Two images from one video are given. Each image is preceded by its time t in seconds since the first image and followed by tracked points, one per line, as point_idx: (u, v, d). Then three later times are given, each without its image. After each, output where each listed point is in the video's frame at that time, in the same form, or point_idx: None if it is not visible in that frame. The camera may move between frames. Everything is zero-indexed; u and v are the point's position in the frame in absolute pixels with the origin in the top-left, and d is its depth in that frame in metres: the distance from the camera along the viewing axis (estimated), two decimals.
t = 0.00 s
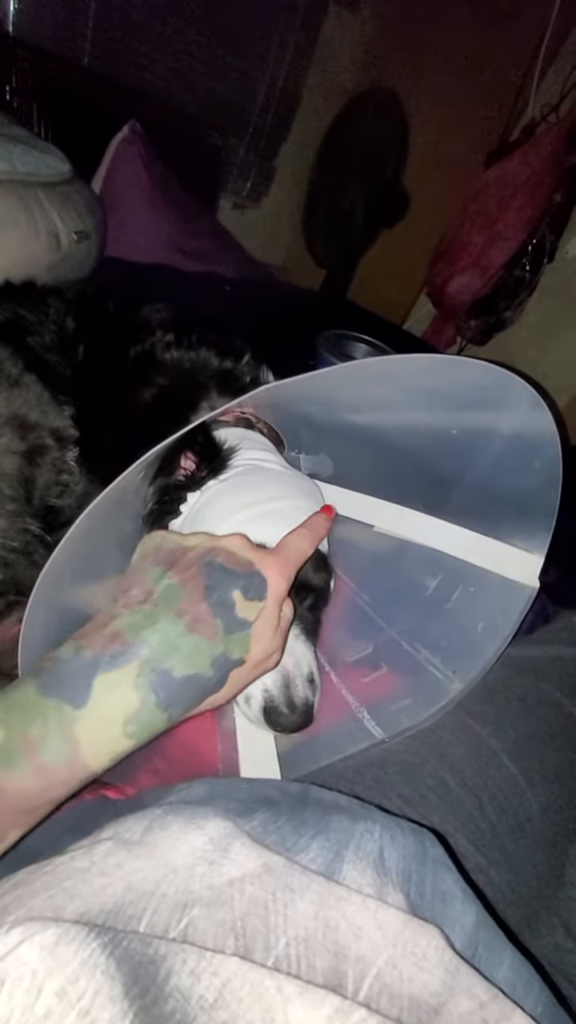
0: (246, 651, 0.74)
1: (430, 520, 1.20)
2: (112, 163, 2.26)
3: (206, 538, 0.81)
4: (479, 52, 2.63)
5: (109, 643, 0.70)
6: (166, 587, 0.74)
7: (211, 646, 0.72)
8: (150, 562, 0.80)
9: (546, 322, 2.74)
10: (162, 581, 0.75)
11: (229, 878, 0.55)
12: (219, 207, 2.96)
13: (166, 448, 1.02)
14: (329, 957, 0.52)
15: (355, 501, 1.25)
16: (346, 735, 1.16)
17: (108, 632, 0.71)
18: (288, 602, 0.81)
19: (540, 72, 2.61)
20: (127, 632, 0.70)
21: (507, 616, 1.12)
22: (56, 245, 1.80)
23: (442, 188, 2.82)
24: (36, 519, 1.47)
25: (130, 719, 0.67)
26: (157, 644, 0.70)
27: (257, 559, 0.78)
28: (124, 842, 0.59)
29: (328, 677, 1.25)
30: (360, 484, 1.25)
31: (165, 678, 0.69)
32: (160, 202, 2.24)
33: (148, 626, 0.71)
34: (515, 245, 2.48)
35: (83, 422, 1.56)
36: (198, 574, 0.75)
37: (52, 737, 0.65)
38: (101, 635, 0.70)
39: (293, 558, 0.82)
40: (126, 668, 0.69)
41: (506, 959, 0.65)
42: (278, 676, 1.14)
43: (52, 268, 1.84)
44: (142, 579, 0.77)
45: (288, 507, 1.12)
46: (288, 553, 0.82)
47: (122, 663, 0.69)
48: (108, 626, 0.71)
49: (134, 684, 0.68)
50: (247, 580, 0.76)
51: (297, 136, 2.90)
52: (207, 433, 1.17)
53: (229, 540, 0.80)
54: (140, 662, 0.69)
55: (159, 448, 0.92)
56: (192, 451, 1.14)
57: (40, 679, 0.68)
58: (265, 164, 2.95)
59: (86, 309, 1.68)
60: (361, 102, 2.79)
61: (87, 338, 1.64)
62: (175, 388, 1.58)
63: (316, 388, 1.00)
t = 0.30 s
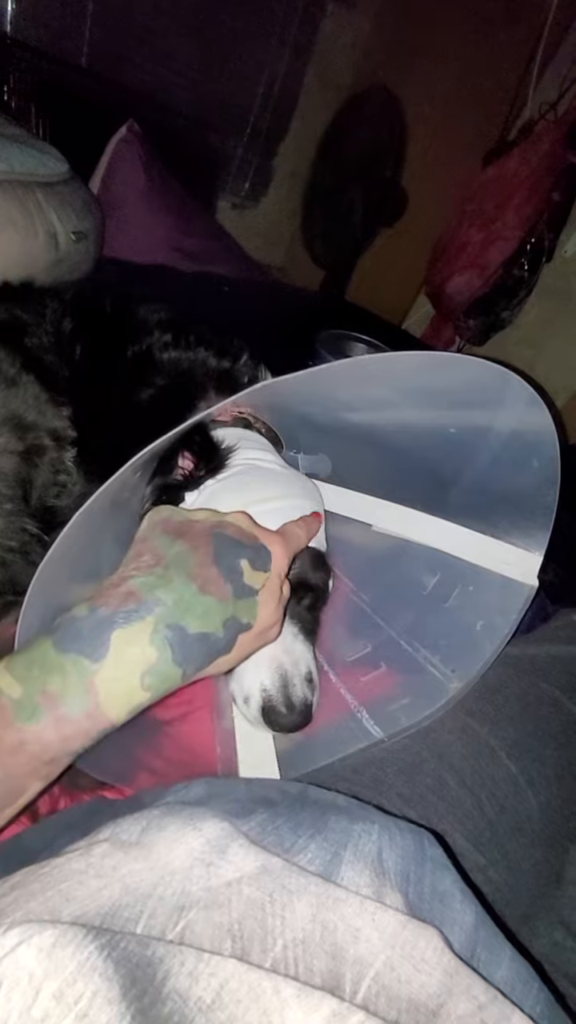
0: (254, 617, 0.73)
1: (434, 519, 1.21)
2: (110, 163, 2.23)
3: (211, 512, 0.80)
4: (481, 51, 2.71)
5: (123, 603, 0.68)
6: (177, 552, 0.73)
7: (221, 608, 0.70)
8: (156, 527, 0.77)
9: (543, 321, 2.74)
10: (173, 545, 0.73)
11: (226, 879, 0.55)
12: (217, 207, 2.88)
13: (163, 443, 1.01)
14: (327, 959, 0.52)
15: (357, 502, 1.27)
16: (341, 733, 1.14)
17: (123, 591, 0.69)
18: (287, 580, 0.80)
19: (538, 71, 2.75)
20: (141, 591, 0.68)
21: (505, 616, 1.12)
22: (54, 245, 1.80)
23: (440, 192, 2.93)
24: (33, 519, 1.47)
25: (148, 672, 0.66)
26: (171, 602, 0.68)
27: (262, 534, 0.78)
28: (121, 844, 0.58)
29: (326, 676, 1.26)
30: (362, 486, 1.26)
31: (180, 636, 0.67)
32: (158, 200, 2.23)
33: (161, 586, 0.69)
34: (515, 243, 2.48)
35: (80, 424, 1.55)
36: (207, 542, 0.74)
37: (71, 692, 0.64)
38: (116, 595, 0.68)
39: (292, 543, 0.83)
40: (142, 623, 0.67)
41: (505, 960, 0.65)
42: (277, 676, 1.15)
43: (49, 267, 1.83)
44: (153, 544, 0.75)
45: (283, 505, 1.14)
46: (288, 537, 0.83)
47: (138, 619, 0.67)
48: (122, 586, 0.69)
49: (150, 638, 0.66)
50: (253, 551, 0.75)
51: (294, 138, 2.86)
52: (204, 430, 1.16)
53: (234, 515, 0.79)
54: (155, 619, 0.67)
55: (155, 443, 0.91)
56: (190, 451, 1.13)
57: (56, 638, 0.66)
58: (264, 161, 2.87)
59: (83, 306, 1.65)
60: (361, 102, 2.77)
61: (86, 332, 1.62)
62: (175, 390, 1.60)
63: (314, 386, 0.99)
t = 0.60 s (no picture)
0: (251, 616, 0.73)
1: (433, 518, 1.20)
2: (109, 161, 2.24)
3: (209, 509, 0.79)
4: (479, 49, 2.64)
5: (120, 601, 0.67)
6: (175, 548, 0.72)
7: (220, 607, 0.70)
8: (155, 524, 0.76)
9: (543, 320, 2.73)
10: (172, 543, 0.73)
11: (226, 882, 0.54)
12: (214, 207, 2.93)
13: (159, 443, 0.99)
14: (328, 964, 0.51)
15: (358, 501, 1.26)
16: (341, 733, 1.14)
17: (120, 588, 0.68)
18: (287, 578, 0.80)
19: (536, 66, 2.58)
20: (139, 588, 0.67)
21: (506, 613, 1.11)
22: (51, 244, 1.79)
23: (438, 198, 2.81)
24: (32, 518, 1.47)
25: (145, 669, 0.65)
26: (170, 600, 0.67)
27: (261, 531, 0.78)
28: (120, 847, 0.58)
29: (327, 675, 1.24)
30: (363, 485, 1.25)
31: (178, 634, 0.67)
32: (156, 199, 2.23)
33: (160, 583, 0.68)
34: (514, 241, 2.47)
35: (78, 423, 1.54)
36: (207, 538, 0.73)
37: (68, 689, 0.62)
38: (113, 593, 0.68)
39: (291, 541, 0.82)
40: (140, 620, 0.66)
41: (508, 963, 0.64)
42: (277, 676, 1.13)
43: (48, 266, 1.82)
44: (152, 539, 0.74)
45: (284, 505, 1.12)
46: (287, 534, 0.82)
47: (136, 616, 0.66)
48: (119, 584, 0.68)
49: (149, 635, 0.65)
50: (253, 549, 0.75)
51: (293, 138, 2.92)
52: (203, 429, 1.13)
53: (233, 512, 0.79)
54: (152, 617, 0.66)
55: (150, 444, 0.90)
56: (189, 449, 1.11)
57: (53, 635, 0.65)
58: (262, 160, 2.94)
59: (80, 305, 1.65)
60: (356, 102, 2.81)
61: (83, 332, 1.62)
62: (172, 386, 1.60)
63: (313, 382, 0.99)
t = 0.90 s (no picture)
0: (180, 732, 0.67)
1: (425, 518, 1.20)
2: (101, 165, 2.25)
3: (169, 577, 0.73)
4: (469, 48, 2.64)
5: None
6: (95, 631, 0.68)
7: (131, 724, 0.65)
8: (98, 587, 0.74)
9: (535, 318, 2.74)
10: (91, 624, 0.69)
11: (220, 877, 0.55)
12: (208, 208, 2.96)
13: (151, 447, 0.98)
14: (319, 953, 0.52)
15: (353, 502, 1.23)
16: (338, 729, 1.16)
17: None
18: (255, 677, 0.73)
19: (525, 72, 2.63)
20: (17, 696, 0.64)
21: (500, 610, 1.14)
22: (45, 250, 1.80)
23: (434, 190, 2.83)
24: (29, 523, 1.48)
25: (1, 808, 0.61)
26: (51, 716, 0.63)
27: (225, 611, 0.70)
28: (117, 844, 0.59)
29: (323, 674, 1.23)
30: (360, 483, 1.23)
31: (48, 766, 0.63)
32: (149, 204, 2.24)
33: (50, 691, 0.65)
34: (506, 239, 2.48)
35: (75, 427, 1.57)
36: (142, 624, 0.69)
37: None
38: None
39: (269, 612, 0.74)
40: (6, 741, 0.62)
41: (496, 950, 0.66)
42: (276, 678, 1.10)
43: (43, 272, 1.83)
44: (70, 618, 0.71)
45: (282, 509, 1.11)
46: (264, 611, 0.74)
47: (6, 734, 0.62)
48: None
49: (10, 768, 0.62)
50: (205, 639, 0.68)
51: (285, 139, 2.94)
52: (198, 433, 1.13)
53: (196, 586, 0.72)
54: (21, 737, 0.62)
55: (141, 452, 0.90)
56: (184, 453, 1.12)
57: None
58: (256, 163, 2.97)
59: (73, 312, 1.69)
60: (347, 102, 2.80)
61: (77, 338, 1.65)
62: (168, 390, 1.57)
63: (304, 384, 1.00)
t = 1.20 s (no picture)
0: (115, 715, 0.65)
1: (421, 512, 1.19)
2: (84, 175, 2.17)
3: (92, 579, 0.73)
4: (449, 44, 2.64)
5: None
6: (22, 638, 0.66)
7: (64, 712, 0.63)
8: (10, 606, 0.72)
9: (524, 312, 2.73)
10: (20, 632, 0.67)
11: (207, 883, 0.54)
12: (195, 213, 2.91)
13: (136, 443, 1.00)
14: (306, 960, 0.52)
15: (343, 497, 1.26)
16: (333, 730, 1.13)
17: None
18: (184, 654, 0.72)
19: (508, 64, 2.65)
20: None
21: (494, 603, 1.12)
22: (29, 255, 1.80)
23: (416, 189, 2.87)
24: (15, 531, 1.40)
25: None
26: None
27: (143, 602, 0.69)
28: (105, 852, 0.57)
29: (318, 671, 1.28)
30: (348, 481, 1.25)
31: None
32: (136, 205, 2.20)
33: None
34: (494, 234, 2.47)
35: (61, 434, 1.54)
36: (63, 625, 0.67)
37: None
38: None
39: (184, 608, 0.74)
40: None
41: (489, 950, 0.65)
42: (268, 675, 1.18)
43: (26, 276, 1.82)
44: None
45: (269, 507, 1.17)
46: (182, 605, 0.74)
47: None
48: None
49: None
50: (127, 632, 0.67)
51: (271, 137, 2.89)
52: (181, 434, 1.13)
53: (117, 583, 0.71)
54: None
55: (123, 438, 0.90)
56: (168, 455, 1.12)
57: None
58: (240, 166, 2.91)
59: (59, 318, 1.69)
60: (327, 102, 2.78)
61: (61, 342, 1.66)
62: (152, 393, 1.57)
63: (288, 384, 0.99)
